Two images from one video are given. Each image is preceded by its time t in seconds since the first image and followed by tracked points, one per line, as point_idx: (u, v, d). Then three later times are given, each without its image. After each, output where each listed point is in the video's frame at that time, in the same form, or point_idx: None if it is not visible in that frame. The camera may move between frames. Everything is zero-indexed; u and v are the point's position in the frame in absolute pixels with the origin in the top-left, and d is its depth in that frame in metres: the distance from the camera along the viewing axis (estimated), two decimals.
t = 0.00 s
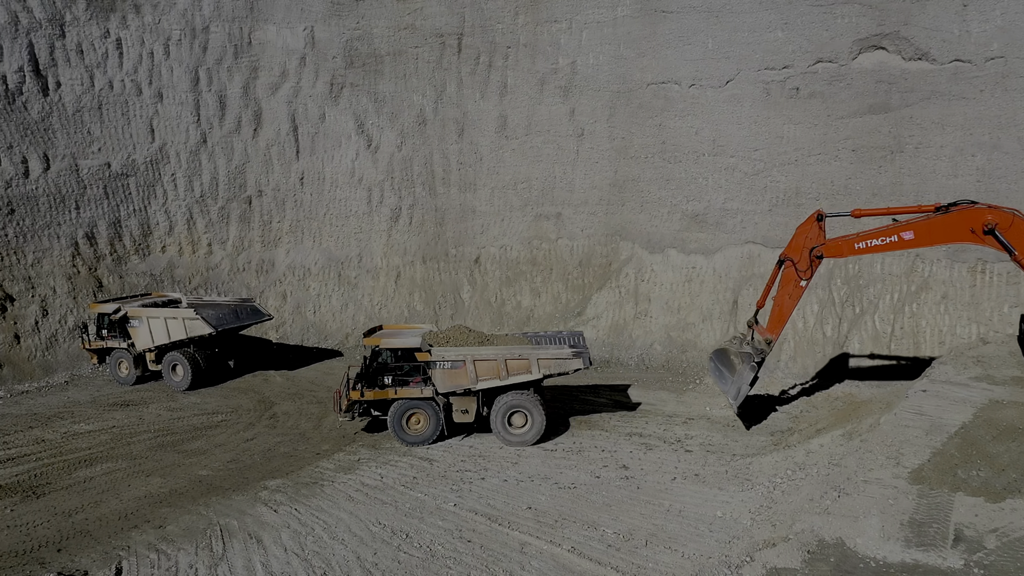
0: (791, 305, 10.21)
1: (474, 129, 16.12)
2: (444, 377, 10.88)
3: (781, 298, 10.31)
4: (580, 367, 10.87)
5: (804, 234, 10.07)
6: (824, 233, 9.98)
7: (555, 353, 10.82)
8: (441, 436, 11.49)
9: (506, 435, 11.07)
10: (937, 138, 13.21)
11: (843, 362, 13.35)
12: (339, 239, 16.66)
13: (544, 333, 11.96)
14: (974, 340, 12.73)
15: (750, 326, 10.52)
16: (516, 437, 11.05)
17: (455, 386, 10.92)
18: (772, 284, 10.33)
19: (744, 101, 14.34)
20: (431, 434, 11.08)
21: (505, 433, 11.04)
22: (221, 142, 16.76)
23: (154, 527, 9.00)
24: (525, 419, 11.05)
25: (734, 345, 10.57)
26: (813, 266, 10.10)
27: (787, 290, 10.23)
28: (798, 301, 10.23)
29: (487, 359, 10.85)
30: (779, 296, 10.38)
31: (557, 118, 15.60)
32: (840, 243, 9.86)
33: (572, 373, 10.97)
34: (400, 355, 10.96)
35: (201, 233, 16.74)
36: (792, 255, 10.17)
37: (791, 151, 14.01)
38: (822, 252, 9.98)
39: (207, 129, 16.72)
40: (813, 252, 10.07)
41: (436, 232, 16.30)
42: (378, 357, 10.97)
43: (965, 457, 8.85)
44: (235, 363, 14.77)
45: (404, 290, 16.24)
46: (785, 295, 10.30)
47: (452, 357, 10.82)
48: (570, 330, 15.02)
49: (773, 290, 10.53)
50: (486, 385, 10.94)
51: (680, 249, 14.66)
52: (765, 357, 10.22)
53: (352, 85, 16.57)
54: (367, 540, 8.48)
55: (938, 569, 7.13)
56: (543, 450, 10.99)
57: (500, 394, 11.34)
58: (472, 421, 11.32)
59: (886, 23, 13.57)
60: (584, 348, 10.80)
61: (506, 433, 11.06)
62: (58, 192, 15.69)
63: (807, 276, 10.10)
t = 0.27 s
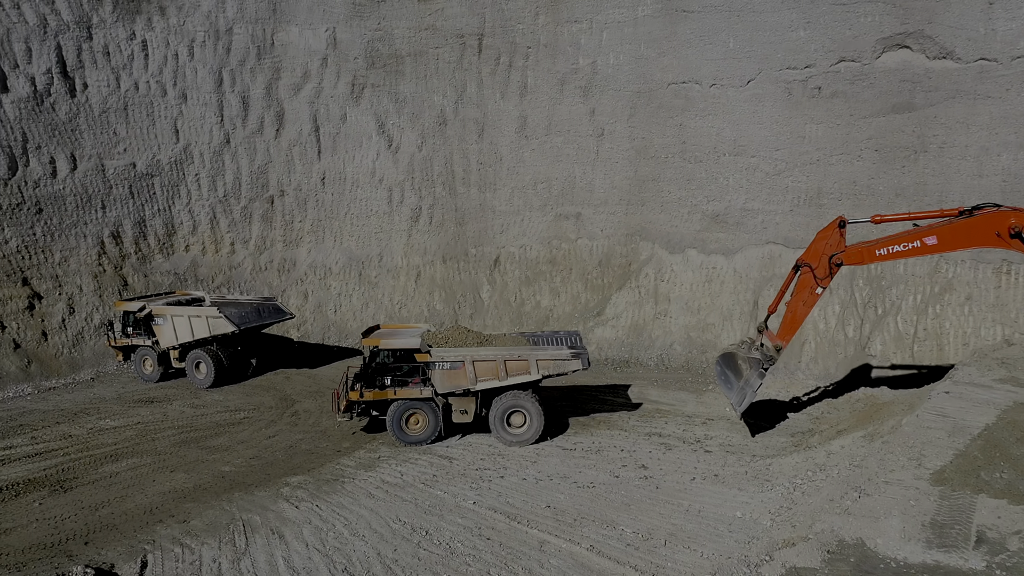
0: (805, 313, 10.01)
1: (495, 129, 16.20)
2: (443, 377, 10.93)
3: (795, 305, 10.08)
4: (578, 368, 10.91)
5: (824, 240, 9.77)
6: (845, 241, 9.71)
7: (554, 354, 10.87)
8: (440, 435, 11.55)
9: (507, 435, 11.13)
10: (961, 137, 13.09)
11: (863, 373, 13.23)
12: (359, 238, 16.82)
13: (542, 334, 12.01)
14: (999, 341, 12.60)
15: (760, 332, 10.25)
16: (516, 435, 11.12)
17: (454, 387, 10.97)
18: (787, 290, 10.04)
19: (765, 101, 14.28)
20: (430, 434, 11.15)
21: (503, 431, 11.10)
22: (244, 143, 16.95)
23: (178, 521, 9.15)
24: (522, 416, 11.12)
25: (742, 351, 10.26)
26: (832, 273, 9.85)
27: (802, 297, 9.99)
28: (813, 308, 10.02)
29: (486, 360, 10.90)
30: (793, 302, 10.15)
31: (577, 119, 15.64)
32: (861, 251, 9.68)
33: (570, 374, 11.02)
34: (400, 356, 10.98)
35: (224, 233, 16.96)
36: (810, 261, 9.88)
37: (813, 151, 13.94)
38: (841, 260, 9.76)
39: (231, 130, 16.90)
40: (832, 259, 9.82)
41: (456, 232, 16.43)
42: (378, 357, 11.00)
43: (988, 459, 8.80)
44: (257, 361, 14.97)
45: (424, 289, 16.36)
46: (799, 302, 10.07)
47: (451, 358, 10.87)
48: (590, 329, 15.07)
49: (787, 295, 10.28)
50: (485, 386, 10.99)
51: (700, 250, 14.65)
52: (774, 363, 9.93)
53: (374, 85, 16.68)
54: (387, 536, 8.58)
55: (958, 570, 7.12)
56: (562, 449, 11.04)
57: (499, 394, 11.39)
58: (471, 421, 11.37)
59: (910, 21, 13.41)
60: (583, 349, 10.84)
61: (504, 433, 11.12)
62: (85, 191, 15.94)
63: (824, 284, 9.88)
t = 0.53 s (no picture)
0: (829, 320, 9.70)
1: (522, 128, 16.29)
2: (449, 374, 11.03)
3: (819, 312, 9.78)
4: (584, 368, 10.94)
5: (853, 247, 9.52)
6: (876, 248, 9.43)
7: (559, 354, 10.90)
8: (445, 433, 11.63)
9: (509, 434, 11.18)
10: (995, 135, 12.87)
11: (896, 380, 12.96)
12: (387, 237, 17.02)
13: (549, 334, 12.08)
14: None
15: (779, 338, 9.96)
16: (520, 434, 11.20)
17: (459, 384, 11.06)
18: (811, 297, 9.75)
19: (795, 100, 14.17)
20: (435, 431, 11.23)
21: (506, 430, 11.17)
22: (274, 142, 17.19)
23: (210, 513, 9.31)
24: (525, 415, 11.17)
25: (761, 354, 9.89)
26: (860, 282, 9.59)
27: (826, 304, 9.69)
28: (837, 315, 9.72)
29: (492, 358, 10.96)
30: (816, 309, 9.85)
31: (604, 118, 15.65)
32: (891, 259, 9.35)
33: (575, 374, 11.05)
34: (406, 352, 11.07)
35: (254, 231, 17.25)
36: (837, 268, 9.62)
37: (842, 150, 13.82)
38: (870, 267, 9.50)
39: (261, 130, 17.16)
40: (861, 267, 9.58)
41: (483, 231, 16.54)
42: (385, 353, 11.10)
43: (1021, 462, 8.68)
44: (285, 358, 15.19)
45: (450, 288, 16.47)
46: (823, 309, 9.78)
47: (457, 355, 10.97)
48: (615, 328, 15.07)
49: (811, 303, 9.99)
50: (490, 384, 11.05)
51: (728, 249, 14.61)
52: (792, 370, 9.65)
53: (401, 85, 16.81)
54: (414, 531, 8.66)
55: (987, 571, 7.07)
56: (588, 447, 11.07)
57: (504, 393, 11.44)
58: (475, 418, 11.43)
59: (943, 18, 13.21)
60: (588, 350, 10.88)
61: (508, 432, 11.18)
62: (120, 190, 16.30)
63: (851, 291, 9.61)
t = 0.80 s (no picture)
0: (851, 330, 9.36)
1: (545, 127, 16.37)
2: (448, 372, 11.04)
3: (841, 321, 9.42)
4: (581, 365, 10.99)
5: (880, 256, 9.19)
6: (902, 258, 9.13)
7: (557, 351, 10.96)
8: (443, 433, 11.63)
9: (512, 431, 11.20)
10: None
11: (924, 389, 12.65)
12: (410, 236, 17.17)
13: (545, 333, 12.15)
14: None
15: (799, 347, 9.59)
16: (522, 431, 11.22)
17: (458, 382, 11.07)
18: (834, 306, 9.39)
19: (820, 99, 14.07)
20: (434, 430, 11.23)
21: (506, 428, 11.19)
22: (299, 142, 17.39)
23: (235, 507, 9.38)
24: (525, 413, 11.20)
25: (781, 361, 9.67)
26: (885, 292, 9.31)
27: (849, 314, 9.35)
28: (859, 325, 9.40)
29: (491, 356, 11.00)
30: (837, 318, 9.50)
31: (628, 117, 15.66)
32: (919, 269, 9.07)
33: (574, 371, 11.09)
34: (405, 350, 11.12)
35: (280, 229, 17.48)
36: (863, 278, 9.29)
37: (869, 149, 13.71)
38: (897, 278, 9.20)
39: (287, 129, 17.39)
40: (887, 277, 9.28)
41: (506, 230, 16.63)
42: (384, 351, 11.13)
43: None
44: (310, 355, 15.37)
45: (473, 286, 16.55)
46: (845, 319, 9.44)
47: (456, 353, 10.98)
48: (637, 328, 15.01)
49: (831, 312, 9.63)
50: (489, 382, 11.07)
51: (752, 249, 14.54)
52: (813, 381, 9.41)
53: (426, 85, 16.95)
54: (435, 526, 8.68)
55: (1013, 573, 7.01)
56: (609, 446, 11.04)
57: (503, 391, 11.46)
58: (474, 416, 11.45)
59: (973, 16, 13.06)
60: (586, 347, 10.94)
61: (509, 430, 11.21)
62: (148, 189, 16.59)
63: (875, 301, 9.31)
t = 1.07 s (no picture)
0: (877, 341, 9.16)
1: (569, 126, 16.49)
2: (446, 371, 11.10)
3: (866, 333, 9.22)
4: (579, 362, 11.07)
5: (907, 267, 8.98)
6: (930, 270, 8.92)
7: (555, 348, 11.05)
8: (442, 432, 11.70)
9: (511, 430, 11.24)
10: None
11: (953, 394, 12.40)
12: (435, 234, 17.39)
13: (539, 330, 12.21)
14: None
15: (822, 358, 9.41)
16: (521, 429, 11.24)
17: (456, 381, 11.13)
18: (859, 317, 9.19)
19: (847, 98, 13.98)
20: (432, 429, 11.30)
21: (505, 426, 11.24)
22: (325, 141, 17.70)
23: (262, 501, 9.52)
24: (524, 410, 11.26)
25: (804, 371, 9.46)
26: (912, 303, 9.12)
27: (875, 325, 9.15)
28: (885, 336, 9.21)
29: (488, 354, 11.06)
30: (862, 329, 9.30)
31: (653, 116, 15.71)
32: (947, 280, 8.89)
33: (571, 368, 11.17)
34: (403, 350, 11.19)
35: (306, 228, 17.77)
36: (889, 289, 9.08)
37: (897, 148, 13.57)
38: (924, 289, 9.01)
39: (313, 129, 17.66)
40: (914, 288, 9.07)
41: (529, 229, 16.77)
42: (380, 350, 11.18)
43: None
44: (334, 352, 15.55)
45: (496, 285, 16.66)
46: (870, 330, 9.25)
47: (453, 352, 11.04)
48: (661, 327, 14.97)
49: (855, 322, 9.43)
50: (487, 380, 11.13)
51: (777, 249, 14.48)
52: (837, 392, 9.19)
53: (450, 84, 17.20)
54: (458, 522, 8.75)
55: None
56: (631, 445, 11.05)
57: (501, 389, 11.52)
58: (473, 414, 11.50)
59: (1005, 12, 12.84)
60: (583, 344, 11.02)
61: (508, 428, 11.25)
62: (178, 187, 16.88)
63: (902, 312, 9.11)
